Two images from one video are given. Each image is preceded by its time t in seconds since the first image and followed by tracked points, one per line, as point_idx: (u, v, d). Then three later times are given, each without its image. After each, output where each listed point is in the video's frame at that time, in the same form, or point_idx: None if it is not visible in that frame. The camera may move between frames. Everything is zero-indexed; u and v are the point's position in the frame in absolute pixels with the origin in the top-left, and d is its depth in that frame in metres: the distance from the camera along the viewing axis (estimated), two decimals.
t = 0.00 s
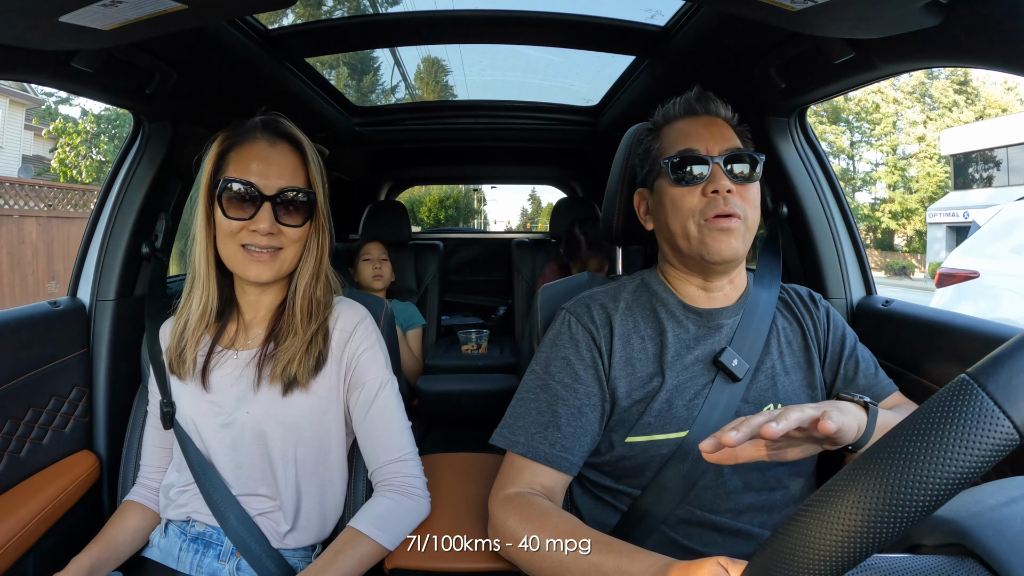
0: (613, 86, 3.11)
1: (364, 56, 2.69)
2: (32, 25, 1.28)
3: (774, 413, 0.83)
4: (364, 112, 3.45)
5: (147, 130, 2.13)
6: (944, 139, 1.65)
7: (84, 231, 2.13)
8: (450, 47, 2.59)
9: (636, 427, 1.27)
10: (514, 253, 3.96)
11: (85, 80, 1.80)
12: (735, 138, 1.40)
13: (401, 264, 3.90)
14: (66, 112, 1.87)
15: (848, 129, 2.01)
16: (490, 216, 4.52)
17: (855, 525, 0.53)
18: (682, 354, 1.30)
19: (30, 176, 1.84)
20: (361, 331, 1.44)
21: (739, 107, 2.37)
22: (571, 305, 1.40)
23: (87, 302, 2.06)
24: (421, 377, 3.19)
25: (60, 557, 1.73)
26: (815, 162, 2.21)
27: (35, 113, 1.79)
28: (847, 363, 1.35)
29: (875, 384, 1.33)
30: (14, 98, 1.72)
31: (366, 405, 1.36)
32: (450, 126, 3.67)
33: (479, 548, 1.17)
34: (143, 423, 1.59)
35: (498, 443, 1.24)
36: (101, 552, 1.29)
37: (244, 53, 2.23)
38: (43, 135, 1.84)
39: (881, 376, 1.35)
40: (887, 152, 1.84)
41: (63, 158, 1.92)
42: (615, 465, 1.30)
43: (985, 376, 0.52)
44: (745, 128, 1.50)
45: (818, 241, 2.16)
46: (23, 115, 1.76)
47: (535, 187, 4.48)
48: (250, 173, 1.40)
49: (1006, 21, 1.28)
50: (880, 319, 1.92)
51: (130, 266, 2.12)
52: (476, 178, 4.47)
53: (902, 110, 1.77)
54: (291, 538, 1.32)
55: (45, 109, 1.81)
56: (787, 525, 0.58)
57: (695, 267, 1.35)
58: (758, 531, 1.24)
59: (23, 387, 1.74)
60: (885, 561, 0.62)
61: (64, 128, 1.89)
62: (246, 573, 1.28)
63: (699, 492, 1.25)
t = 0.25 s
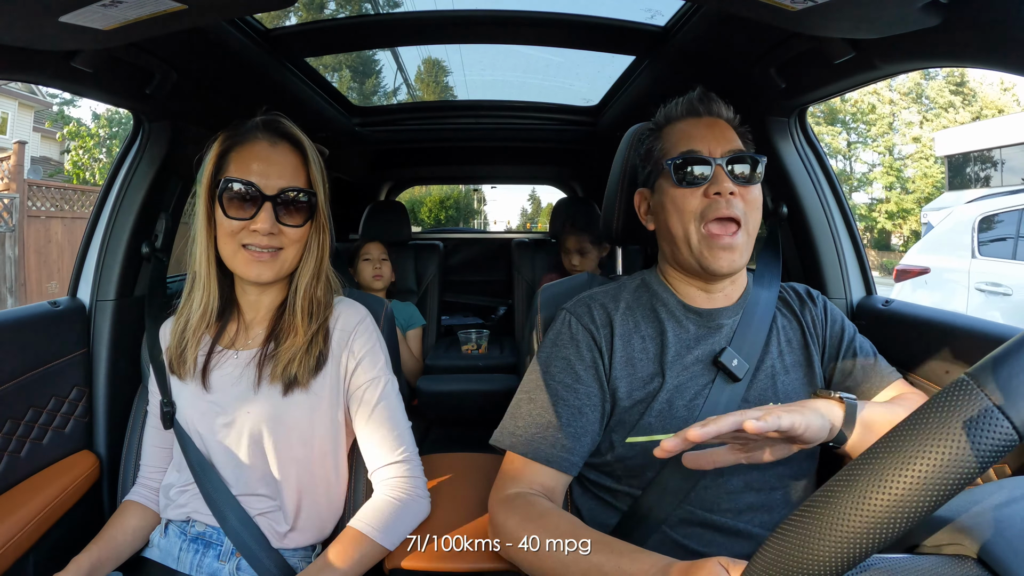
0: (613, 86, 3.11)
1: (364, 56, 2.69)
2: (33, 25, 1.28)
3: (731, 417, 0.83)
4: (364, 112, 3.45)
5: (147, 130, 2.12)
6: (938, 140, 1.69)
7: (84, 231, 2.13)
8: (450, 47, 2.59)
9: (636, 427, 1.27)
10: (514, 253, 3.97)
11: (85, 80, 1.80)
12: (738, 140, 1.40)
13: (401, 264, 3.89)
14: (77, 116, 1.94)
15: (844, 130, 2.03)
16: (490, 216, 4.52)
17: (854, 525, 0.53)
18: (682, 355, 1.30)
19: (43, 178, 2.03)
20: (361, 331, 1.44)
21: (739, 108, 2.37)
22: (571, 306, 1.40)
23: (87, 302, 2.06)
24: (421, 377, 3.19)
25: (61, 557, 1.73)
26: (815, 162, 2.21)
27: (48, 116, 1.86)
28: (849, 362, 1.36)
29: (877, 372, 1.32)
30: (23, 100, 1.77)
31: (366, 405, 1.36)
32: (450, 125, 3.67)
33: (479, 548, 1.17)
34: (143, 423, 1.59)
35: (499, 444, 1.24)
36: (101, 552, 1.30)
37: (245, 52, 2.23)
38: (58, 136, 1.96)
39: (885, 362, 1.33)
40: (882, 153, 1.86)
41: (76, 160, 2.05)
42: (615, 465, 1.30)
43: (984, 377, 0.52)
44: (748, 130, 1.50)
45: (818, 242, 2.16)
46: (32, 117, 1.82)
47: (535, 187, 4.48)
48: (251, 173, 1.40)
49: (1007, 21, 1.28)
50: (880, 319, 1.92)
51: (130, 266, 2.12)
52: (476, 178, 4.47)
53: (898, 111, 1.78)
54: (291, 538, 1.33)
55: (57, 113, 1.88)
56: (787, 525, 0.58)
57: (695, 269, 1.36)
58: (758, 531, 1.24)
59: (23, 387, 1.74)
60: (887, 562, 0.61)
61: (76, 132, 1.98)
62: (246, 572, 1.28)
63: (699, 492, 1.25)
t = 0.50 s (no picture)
0: (613, 86, 3.10)
1: (364, 56, 2.70)
2: (33, 25, 1.29)
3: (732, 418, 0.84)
4: (364, 112, 3.45)
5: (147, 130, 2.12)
6: (933, 140, 1.69)
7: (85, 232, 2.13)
8: (450, 47, 2.59)
9: (636, 426, 1.27)
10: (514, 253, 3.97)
11: (85, 80, 1.80)
12: (743, 141, 1.39)
13: (401, 264, 3.89)
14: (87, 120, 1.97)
15: (841, 131, 2.04)
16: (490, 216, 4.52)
17: (854, 525, 0.53)
18: (681, 354, 1.30)
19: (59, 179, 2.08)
20: (361, 331, 1.44)
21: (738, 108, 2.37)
22: (570, 306, 1.40)
23: (87, 302, 2.06)
24: (421, 377, 3.19)
25: (61, 557, 1.73)
26: (815, 161, 2.21)
27: (59, 119, 1.88)
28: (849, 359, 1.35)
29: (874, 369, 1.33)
30: (31, 102, 1.76)
31: (366, 405, 1.36)
32: (450, 125, 3.67)
33: (478, 548, 1.17)
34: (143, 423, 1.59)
35: (498, 443, 1.25)
36: (101, 552, 1.30)
37: (244, 53, 2.23)
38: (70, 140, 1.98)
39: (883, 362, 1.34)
40: (879, 153, 1.87)
41: (87, 163, 2.09)
42: (615, 465, 1.30)
43: (984, 376, 0.52)
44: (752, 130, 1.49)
45: (818, 241, 2.16)
46: (37, 119, 1.80)
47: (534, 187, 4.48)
48: (250, 173, 1.40)
49: (1007, 21, 1.27)
50: (880, 319, 1.92)
51: (130, 266, 2.12)
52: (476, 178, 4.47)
53: (894, 112, 1.79)
54: (291, 538, 1.33)
55: (67, 116, 1.91)
56: (786, 524, 0.58)
57: (698, 266, 1.35)
58: (758, 531, 1.24)
59: (23, 387, 1.74)
60: (886, 561, 0.61)
61: (87, 135, 2.01)
62: (246, 572, 1.28)
63: (699, 491, 1.25)
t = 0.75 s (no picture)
0: (613, 86, 3.10)
1: (364, 56, 2.70)
2: (33, 25, 1.28)
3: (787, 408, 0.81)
4: (364, 112, 3.45)
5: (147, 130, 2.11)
6: (930, 141, 1.71)
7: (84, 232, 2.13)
8: (450, 47, 2.59)
9: (637, 426, 1.27)
10: (514, 253, 3.97)
11: (85, 80, 1.80)
12: (701, 143, 1.37)
13: (401, 263, 3.90)
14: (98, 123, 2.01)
15: (839, 131, 2.06)
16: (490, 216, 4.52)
17: (854, 524, 0.53)
18: (682, 354, 1.30)
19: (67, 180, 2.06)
20: (361, 331, 1.44)
21: (738, 108, 2.37)
22: (571, 306, 1.40)
23: (87, 302, 2.06)
24: (422, 377, 3.19)
25: (61, 557, 1.73)
26: (815, 162, 2.21)
27: (70, 121, 1.92)
28: (846, 371, 1.37)
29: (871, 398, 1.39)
30: (38, 104, 1.79)
31: (366, 405, 1.36)
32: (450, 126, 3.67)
33: (479, 548, 1.17)
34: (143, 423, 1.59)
35: (499, 444, 1.25)
36: (102, 552, 1.30)
37: (244, 52, 2.23)
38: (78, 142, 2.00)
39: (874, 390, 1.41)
40: (877, 152, 1.91)
41: (96, 164, 2.10)
42: (615, 464, 1.30)
43: (984, 377, 0.52)
44: (730, 124, 1.44)
45: (818, 241, 2.16)
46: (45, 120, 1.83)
47: (534, 187, 4.48)
48: (249, 174, 1.40)
49: (1007, 21, 1.27)
50: (880, 320, 1.92)
51: (131, 266, 2.12)
52: (476, 178, 4.47)
53: (891, 112, 1.82)
54: (291, 538, 1.33)
55: (78, 119, 1.95)
56: (786, 524, 0.58)
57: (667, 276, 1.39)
58: (759, 531, 1.24)
59: (23, 387, 1.74)
60: (886, 562, 0.61)
61: (98, 138, 2.04)
62: (246, 573, 1.28)
63: (700, 491, 1.25)
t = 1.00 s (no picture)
0: (613, 86, 3.10)
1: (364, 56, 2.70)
2: (33, 25, 1.28)
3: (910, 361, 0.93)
4: (364, 112, 3.45)
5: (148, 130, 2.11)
6: (926, 141, 1.72)
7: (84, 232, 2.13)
8: (450, 47, 2.59)
9: (637, 425, 1.27)
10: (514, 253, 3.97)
11: (85, 80, 1.80)
12: (725, 142, 1.38)
13: (401, 263, 3.89)
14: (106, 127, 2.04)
15: (837, 131, 2.07)
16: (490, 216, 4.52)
17: (854, 524, 0.53)
18: (682, 354, 1.30)
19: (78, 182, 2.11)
20: (361, 331, 1.44)
21: (738, 108, 2.38)
22: (571, 306, 1.40)
23: (87, 302, 2.06)
24: (421, 377, 3.19)
25: (61, 557, 1.73)
26: (815, 161, 2.20)
27: (77, 124, 1.96)
28: (846, 370, 1.37)
29: (871, 402, 1.38)
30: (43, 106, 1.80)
31: (366, 405, 1.36)
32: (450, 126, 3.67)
33: (478, 548, 1.17)
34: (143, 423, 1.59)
35: (498, 444, 1.24)
36: (101, 552, 1.30)
37: (244, 53, 2.23)
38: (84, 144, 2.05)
39: (874, 393, 1.39)
40: (875, 152, 1.92)
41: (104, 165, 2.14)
42: (615, 464, 1.30)
43: (984, 376, 0.52)
44: (743, 126, 1.47)
45: (818, 241, 2.15)
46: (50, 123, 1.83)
47: (534, 187, 4.48)
48: (249, 174, 1.40)
49: (1007, 21, 1.27)
50: (880, 319, 1.92)
51: (130, 266, 2.12)
52: (476, 178, 4.47)
53: (889, 113, 1.82)
54: (291, 538, 1.32)
55: (86, 121, 1.98)
56: (786, 524, 0.58)
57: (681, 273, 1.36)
58: (758, 531, 1.24)
59: (23, 387, 1.74)
60: (886, 562, 0.61)
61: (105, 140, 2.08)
62: (246, 572, 1.28)
63: (699, 491, 1.25)
